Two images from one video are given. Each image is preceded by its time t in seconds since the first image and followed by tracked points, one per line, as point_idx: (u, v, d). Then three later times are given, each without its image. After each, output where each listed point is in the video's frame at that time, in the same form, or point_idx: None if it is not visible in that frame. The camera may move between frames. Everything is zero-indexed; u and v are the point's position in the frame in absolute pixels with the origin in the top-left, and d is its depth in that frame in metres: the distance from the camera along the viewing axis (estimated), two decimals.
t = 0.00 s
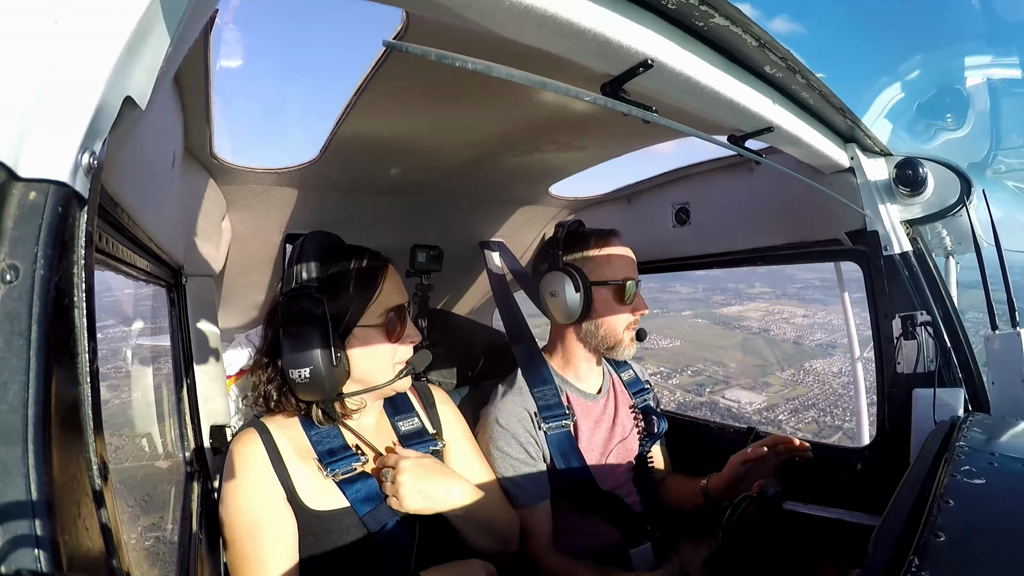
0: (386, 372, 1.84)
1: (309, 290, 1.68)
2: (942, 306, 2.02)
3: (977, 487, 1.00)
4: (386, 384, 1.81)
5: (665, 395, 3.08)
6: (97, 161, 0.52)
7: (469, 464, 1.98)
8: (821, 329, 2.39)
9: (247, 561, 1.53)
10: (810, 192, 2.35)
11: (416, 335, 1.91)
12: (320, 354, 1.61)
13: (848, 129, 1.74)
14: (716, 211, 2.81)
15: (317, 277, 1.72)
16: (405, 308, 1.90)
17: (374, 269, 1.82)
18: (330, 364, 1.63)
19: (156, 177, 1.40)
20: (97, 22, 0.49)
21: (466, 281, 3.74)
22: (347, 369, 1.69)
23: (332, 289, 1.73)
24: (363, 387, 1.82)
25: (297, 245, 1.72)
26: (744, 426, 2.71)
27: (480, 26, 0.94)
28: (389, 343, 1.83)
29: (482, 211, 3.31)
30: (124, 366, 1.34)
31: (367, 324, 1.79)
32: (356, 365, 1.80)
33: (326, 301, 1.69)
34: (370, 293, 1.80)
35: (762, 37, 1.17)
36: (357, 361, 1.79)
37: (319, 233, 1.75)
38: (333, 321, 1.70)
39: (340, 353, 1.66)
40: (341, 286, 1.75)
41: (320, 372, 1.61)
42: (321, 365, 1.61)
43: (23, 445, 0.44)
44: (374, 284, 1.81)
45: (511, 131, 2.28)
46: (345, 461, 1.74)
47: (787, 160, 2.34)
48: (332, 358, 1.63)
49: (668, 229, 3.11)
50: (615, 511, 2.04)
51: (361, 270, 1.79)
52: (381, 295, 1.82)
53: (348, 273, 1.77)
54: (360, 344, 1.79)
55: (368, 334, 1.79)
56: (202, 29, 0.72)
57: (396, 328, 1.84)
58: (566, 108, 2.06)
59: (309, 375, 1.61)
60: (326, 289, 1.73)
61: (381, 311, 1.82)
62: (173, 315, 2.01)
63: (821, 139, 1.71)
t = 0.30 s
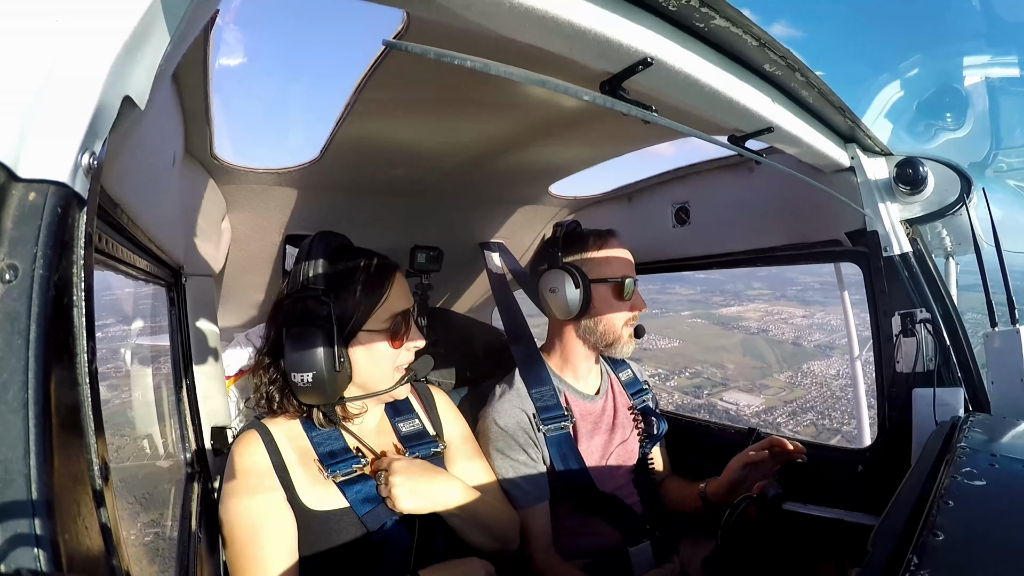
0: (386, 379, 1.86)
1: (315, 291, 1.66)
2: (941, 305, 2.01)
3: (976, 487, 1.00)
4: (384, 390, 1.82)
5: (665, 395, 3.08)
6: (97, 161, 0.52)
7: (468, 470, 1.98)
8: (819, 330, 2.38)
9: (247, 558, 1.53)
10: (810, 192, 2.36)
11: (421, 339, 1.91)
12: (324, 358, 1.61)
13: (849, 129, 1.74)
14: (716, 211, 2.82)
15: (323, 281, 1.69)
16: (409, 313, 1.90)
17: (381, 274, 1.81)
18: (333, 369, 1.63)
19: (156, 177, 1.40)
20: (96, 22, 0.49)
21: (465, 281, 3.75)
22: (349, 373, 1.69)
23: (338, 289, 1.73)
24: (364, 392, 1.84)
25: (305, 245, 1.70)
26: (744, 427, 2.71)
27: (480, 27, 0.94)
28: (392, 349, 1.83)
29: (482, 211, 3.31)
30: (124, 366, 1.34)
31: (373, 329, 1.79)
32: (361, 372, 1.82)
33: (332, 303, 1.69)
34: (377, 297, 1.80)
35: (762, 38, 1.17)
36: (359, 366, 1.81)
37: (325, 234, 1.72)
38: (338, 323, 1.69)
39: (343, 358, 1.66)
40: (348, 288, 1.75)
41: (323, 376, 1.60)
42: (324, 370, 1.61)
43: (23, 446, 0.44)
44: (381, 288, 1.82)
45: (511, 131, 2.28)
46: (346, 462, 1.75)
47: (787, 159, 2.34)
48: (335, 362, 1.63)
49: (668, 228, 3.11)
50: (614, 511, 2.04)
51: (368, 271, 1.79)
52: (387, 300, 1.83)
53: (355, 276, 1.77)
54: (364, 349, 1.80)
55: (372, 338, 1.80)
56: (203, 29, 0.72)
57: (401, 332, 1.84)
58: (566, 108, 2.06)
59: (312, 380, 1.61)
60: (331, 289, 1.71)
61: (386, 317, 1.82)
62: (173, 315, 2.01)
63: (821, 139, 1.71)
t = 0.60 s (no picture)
0: (387, 373, 1.84)
1: (310, 292, 1.66)
2: (942, 307, 2.02)
3: (977, 487, 1.00)
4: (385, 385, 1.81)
5: (665, 395, 3.08)
6: (97, 161, 0.52)
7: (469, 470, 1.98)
8: (818, 333, 2.39)
9: (252, 558, 1.53)
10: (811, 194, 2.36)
11: (417, 333, 1.91)
12: (320, 355, 1.61)
13: (848, 127, 1.75)
14: (716, 211, 2.82)
15: (318, 281, 1.70)
16: (406, 310, 1.90)
17: (375, 273, 1.82)
18: (331, 365, 1.63)
19: (156, 177, 1.40)
20: (96, 23, 0.49)
21: (465, 281, 3.75)
22: (347, 370, 1.69)
23: (333, 290, 1.73)
24: (364, 388, 1.82)
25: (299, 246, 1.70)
26: (744, 427, 2.71)
27: (480, 26, 0.94)
28: (390, 345, 1.83)
29: (482, 211, 3.31)
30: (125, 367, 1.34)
31: (369, 326, 1.80)
32: (358, 368, 1.81)
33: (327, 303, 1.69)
34: (372, 295, 1.80)
35: (762, 38, 1.17)
36: (359, 364, 1.80)
37: (319, 236, 1.71)
38: (334, 323, 1.70)
39: (341, 354, 1.66)
40: (343, 287, 1.76)
41: (321, 373, 1.61)
42: (322, 367, 1.61)
43: (23, 446, 0.44)
44: (376, 287, 1.82)
45: (511, 131, 2.28)
46: (346, 463, 1.75)
47: (787, 159, 2.34)
48: (333, 360, 1.63)
49: (668, 228, 3.11)
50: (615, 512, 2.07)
51: (362, 271, 1.80)
52: (382, 298, 1.82)
53: (348, 277, 1.77)
54: (361, 347, 1.80)
55: (369, 334, 1.80)
56: (203, 29, 0.72)
57: (398, 330, 1.85)
58: (566, 108, 2.06)
59: (311, 377, 1.61)
60: (326, 290, 1.72)
61: (383, 313, 1.82)
62: (173, 315, 2.01)
63: (821, 139, 1.71)
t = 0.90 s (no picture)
0: (384, 370, 1.84)
1: (306, 291, 1.68)
2: (942, 306, 2.02)
3: (978, 487, 1.00)
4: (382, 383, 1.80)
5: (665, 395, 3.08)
6: (97, 160, 0.52)
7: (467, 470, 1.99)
8: (818, 337, 2.39)
9: (247, 558, 1.52)
10: (811, 193, 2.36)
11: (415, 333, 1.91)
12: (317, 353, 1.61)
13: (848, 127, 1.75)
14: (716, 211, 2.82)
15: (316, 277, 1.73)
16: (403, 308, 1.89)
17: (373, 271, 1.82)
18: (327, 363, 1.62)
19: (156, 177, 1.40)
20: (95, 22, 0.49)
21: (465, 281, 3.75)
22: (343, 368, 1.69)
23: (330, 289, 1.74)
24: (360, 387, 1.81)
25: (296, 245, 1.73)
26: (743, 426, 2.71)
27: (481, 27, 0.94)
28: (386, 344, 1.83)
29: (482, 211, 3.32)
30: (124, 367, 1.33)
31: (366, 323, 1.79)
32: (353, 366, 1.80)
33: (324, 302, 1.70)
34: (369, 294, 1.80)
35: (762, 38, 1.17)
36: (353, 361, 1.79)
37: (317, 235, 1.75)
38: (331, 322, 1.71)
39: (336, 352, 1.66)
40: (340, 285, 1.76)
41: (317, 371, 1.60)
42: (317, 364, 1.60)
43: (23, 445, 0.44)
44: (373, 286, 1.81)
45: (511, 131, 2.27)
46: (343, 463, 1.74)
47: (787, 160, 2.34)
48: (329, 358, 1.63)
49: (668, 228, 3.11)
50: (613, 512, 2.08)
51: (359, 271, 1.79)
52: (379, 296, 1.82)
53: (346, 275, 1.77)
54: (357, 345, 1.79)
55: (366, 334, 1.79)
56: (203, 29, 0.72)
57: (396, 330, 1.84)
58: (566, 107, 2.06)
59: (306, 374, 1.60)
60: (324, 290, 1.73)
61: (380, 312, 1.81)
62: (173, 316, 2.01)
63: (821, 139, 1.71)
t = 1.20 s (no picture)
0: (391, 382, 1.84)
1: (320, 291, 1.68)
2: (941, 305, 2.01)
3: (977, 487, 1.00)
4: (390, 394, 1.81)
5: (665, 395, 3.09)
6: (97, 161, 0.52)
7: (469, 471, 2.01)
8: (816, 342, 2.39)
9: (247, 560, 1.53)
10: (811, 193, 2.36)
11: (425, 344, 1.91)
12: (327, 360, 1.61)
13: (848, 127, 1.75)
14: (716, 211, 2.82)
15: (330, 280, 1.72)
16: (415, 318, 1.89)
17: (389, 277, 1.82)
18: (337, 370, 1.62)
19: (156, 177, 1.40)
20: (96, 22, 0.49)
21: (465, 281, 3.75)
22: (352, 375, 1.69)
23: (346, 292, 1.74)
24: (369, 395, 1.83)
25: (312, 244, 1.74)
26: (743, 427, 2.70)
27: (481, 26, 0.94)
28: (396, 353, 1.82)
29: (482, 211, 3.32)
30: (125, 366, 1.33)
31: (378, 334, 1.78)
32: (363, 374, 1.80)
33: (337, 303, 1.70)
34: (384, 300, 1.79)
35: (762, 36, 1.17)
36: (365, 370, 1.79)
37: (332, 235, 1.75)
38: (343, 325, 1.70)
39: (347, 359, 1.66)
40: (356, 289, 1.76)
41: (326, 377, 1.60)
42: (328, 370, 1.60)
43: (23, 445, 0.44)
44: (389, 292, 1.81)
45: (511, 130, 2.28)
46: (346, 462, 1.74)
47: (787, 159, 2.34)
48: (338, 364, 1.63)
49: (668, 228, 3.11)
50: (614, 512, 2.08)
51: (376, 275, 1.79)
52: (394, 305, 1.81)
53: (362, 280, 1.77)
54: (368, 351, 1.78)
55: (375, 340, 1.78)
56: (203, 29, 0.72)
57: (407, 337, 1.83)
58: (566, 107, 2.06)
59: (315, 380, 1.61)
60: (338, 292, 1.73)
61: (393, 322, 1.80)
62: (173, 315, 2.01)
63: (821, 139, 1.71)
